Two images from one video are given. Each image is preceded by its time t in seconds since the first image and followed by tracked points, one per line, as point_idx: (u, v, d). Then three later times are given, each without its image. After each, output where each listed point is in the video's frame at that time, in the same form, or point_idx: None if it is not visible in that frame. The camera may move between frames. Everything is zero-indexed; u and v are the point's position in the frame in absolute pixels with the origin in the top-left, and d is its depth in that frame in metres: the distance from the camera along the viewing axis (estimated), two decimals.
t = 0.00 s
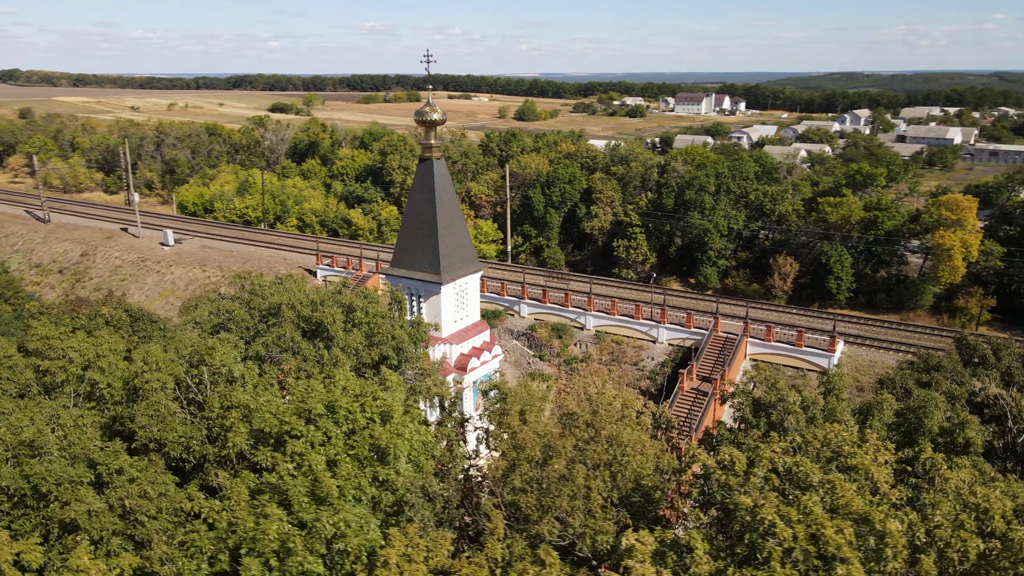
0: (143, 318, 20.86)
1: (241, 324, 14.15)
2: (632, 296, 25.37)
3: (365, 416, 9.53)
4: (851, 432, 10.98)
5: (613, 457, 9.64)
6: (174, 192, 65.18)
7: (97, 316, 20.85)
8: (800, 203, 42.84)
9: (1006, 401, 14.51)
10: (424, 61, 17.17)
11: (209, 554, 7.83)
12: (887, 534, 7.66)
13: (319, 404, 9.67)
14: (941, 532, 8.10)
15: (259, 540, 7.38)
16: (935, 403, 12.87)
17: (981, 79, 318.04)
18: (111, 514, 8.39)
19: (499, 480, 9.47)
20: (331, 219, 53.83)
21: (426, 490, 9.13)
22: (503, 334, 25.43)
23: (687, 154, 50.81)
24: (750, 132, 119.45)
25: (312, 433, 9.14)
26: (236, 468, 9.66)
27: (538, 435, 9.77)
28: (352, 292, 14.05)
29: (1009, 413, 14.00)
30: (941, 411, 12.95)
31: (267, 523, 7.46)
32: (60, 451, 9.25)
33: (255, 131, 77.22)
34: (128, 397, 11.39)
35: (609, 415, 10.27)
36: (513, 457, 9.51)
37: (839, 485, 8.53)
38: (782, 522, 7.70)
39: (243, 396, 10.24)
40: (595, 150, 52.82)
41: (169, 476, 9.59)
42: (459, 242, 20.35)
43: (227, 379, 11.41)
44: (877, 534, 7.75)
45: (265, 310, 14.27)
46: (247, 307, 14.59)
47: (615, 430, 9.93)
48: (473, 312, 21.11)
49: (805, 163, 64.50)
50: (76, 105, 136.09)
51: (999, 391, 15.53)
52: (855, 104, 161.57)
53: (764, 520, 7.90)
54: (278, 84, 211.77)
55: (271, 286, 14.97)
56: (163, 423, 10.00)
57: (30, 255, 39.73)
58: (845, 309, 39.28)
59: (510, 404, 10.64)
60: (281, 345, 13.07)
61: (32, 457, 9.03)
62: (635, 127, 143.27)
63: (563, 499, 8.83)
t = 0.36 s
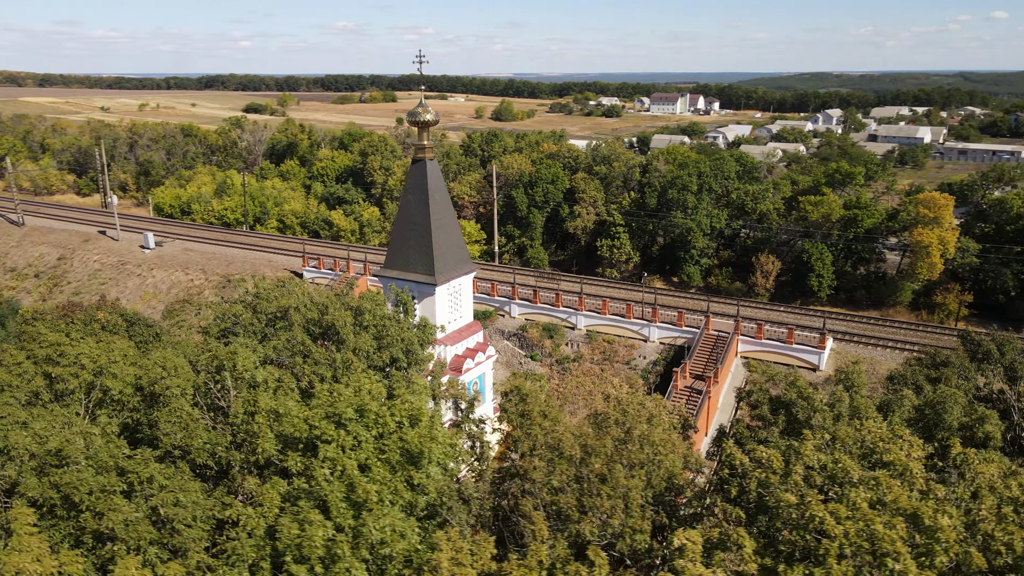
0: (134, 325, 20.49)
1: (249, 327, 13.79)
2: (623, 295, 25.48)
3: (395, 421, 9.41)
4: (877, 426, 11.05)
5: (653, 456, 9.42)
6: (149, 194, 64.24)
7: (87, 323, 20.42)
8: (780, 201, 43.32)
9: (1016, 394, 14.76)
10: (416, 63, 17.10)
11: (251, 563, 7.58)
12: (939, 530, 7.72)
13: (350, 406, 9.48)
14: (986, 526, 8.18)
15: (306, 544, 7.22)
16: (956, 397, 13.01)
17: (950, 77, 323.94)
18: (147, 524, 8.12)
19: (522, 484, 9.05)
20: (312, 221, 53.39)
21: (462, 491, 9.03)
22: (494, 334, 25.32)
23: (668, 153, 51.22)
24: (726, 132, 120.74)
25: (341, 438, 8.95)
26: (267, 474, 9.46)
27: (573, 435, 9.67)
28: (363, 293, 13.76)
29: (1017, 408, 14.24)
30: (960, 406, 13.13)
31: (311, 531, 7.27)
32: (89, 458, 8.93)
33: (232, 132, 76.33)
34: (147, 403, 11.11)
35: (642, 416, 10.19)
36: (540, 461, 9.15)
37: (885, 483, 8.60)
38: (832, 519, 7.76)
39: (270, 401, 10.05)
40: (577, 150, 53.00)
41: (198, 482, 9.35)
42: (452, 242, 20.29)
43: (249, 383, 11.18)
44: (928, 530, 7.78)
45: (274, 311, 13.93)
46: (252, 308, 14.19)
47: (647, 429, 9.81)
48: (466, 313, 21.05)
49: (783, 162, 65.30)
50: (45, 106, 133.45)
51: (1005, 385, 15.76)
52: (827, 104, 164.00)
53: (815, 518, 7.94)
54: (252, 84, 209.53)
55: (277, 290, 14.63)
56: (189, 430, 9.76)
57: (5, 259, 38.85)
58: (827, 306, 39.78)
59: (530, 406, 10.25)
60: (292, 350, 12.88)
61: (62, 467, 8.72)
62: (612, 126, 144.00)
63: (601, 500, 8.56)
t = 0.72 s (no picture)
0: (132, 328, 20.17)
1: (264, 329, 13.49)
2: (621, 295, 25.54)
3: (431, 425, 9.23)
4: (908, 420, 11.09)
5: (691, 457, 9.41)
6: (132, 196, 63.47)
7: (84, 327, 20.09)
8: (768, 201, 43.67)
9: None
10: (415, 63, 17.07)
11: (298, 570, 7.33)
12: (993, 527, 8.03)
13: (388, 407, 9.34)
14: None
15: (359, 549, 7.07)
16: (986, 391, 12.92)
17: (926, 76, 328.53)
18: (192, 531, 7.92)
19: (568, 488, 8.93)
20: (300, 222, 53.04)
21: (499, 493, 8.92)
22: (491, 335, 25.20)
23: (656, 153, 51.49)
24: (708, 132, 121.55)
25: (380, 441, 8.78)
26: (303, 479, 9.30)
27: (612, 435, 9.55)
28: (377, 295, 13.54)
29: None
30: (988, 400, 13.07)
31: (364, 535, 7.12)
32: (126, 462, 8.65)
33: (216, 132, 75.59)
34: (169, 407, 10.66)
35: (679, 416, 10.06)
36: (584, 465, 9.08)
37: (932, 482, 8.77)
38: (885, 518, 7.94)
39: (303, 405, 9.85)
40: (565, 150, 53.12)
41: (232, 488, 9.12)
42: (452, 244, 20.27)
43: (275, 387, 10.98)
44: (977, 528, 8.12)
45: (290, 312, 13.64)
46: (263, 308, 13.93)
47: (681, 429, 9.78)
48: (465, 314, 21.04)
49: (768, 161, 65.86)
50: (20, 105, 131.27)
51: (1017, 384, 16.05)
52: (807, 104, 165.69)
53: (866, 515, 8.11)
54: (232, 84, 207.56)
55: (289, 292, 14.38)
56: (221, 435, 9.48)
57: None
58: (816, 305, 40.16)
59: (556, 408, 10.06)
60: (308, 351, 12.54)
61: (100, 473, 8.48)
62: (596, 126, 144.41)
63: (648, 498, 8.56)
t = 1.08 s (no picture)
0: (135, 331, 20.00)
1: (283, 333, 13.41)
2: (622, 296, 25.61)
3: (470, 427, 8.63)
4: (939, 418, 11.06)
5: (731, 458, 9.47)
6: (120, 197, 62.87)
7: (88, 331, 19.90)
8: (761, 200, 43.93)
9: None
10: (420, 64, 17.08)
11: None
12: None
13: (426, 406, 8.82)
14: None
15: (414, 558, 6.88)
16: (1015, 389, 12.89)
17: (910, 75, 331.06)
18: (241, 537, 7.78)
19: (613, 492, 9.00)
20: (291, 223, 52.74)
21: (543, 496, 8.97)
22: (492, 336, 25.17)
23: (649, 153, 51.68)
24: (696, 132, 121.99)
25: (419, 446, 8.15)
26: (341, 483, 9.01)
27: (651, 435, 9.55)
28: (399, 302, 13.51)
29: None
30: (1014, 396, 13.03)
31: (419, 539, 6.95)
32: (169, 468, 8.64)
33: (204, 133, 75.04)
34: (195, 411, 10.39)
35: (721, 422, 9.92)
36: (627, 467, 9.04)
37: (986, 481, 8.72)
38: (941, 515, 8.00)
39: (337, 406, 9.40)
40: (558, 150, 53.17)
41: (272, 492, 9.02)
42: (455, 244, 20.23)
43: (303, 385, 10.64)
44: None
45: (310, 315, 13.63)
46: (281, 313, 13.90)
47: (720, 432, 9.85)
48: (469, 315, 20.98)
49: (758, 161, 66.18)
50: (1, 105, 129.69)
51: None
52: (792, 104, 166.86)
53: (919, 512, 8.19)
54: (217, 84, 206.08)
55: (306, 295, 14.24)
56: (257, 441, 9.30)
57: None
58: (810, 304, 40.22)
59: (586, 409, 10.05)
60: (330, 357, 12.66)
61: (144, 480, 8.41)
62: (583, 126, 144.62)
63: (694, 498, 8.61)
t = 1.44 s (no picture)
0: (142, 333, 19.75)
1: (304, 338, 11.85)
2: (625, 296, 25.60)
3: (513, 431, 8.08)
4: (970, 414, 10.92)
5: (775, 459, 8.94)
6: (111, 198, 62.47)
7: (96, 335, 19.64)
8: (756, 200, 44.08)
9: None
10: (426, 66, 16.96)
11: None
12: None
13: (465, 408, 8.34)
14: None
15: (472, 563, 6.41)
16: None
17: (894, 75, 334.33)
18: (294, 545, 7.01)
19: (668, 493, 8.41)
20: (285, 224, 52.48)
21: (591, 500, 8.33)
22: (495, 337, 25.14)
23: (644, 153, 51.86)
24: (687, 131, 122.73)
25: (462, 448, 7.56)
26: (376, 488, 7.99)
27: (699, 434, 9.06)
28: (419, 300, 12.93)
29: None
30: None
31: (478, 544, 6.50)
32: (216, 474, 7.93)
33: (195, 134, 74.67)
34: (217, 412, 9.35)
35: (762, 423, 9.42)
36: (672, 468, 8.61)
37: None
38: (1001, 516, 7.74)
39: (368, 404, 8.74)
40: (553, 150, 53.22)
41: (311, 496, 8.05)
42: (461, 246, 20.16)
43: (326, 378, 9.17)
44: None
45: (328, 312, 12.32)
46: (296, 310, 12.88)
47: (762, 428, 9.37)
48: (473, 317, 20.89)
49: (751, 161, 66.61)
50: None
51: None
52: (780, 104, 168.04)
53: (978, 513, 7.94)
54: (204, 85, 205.03)
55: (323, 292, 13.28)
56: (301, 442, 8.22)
57: None
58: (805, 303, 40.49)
59: (617, 409, 9.56)
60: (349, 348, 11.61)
61: (188, 487, 7.70)
62: (573, 126, 145.02)
63: (744, 501, 8.17)
